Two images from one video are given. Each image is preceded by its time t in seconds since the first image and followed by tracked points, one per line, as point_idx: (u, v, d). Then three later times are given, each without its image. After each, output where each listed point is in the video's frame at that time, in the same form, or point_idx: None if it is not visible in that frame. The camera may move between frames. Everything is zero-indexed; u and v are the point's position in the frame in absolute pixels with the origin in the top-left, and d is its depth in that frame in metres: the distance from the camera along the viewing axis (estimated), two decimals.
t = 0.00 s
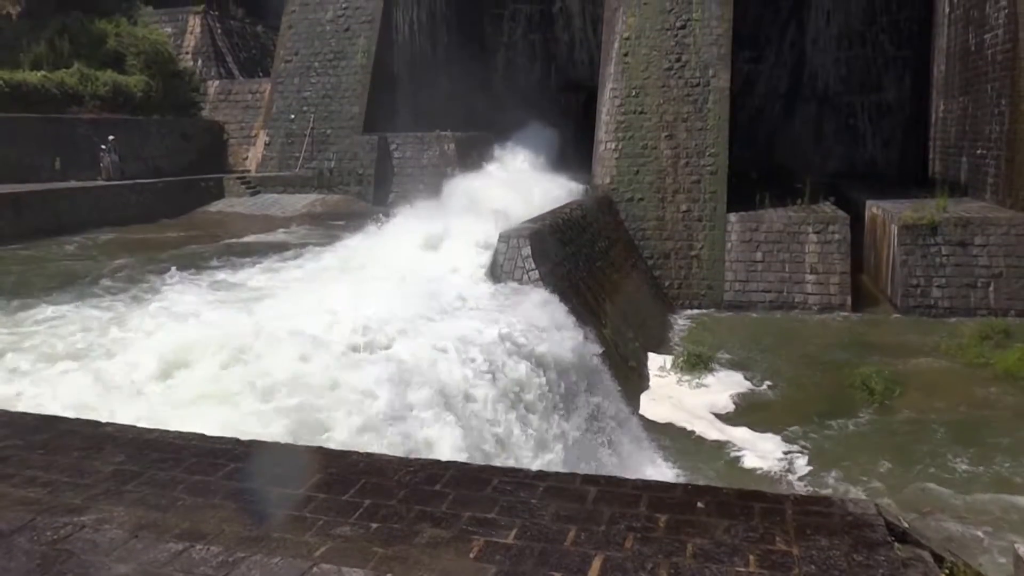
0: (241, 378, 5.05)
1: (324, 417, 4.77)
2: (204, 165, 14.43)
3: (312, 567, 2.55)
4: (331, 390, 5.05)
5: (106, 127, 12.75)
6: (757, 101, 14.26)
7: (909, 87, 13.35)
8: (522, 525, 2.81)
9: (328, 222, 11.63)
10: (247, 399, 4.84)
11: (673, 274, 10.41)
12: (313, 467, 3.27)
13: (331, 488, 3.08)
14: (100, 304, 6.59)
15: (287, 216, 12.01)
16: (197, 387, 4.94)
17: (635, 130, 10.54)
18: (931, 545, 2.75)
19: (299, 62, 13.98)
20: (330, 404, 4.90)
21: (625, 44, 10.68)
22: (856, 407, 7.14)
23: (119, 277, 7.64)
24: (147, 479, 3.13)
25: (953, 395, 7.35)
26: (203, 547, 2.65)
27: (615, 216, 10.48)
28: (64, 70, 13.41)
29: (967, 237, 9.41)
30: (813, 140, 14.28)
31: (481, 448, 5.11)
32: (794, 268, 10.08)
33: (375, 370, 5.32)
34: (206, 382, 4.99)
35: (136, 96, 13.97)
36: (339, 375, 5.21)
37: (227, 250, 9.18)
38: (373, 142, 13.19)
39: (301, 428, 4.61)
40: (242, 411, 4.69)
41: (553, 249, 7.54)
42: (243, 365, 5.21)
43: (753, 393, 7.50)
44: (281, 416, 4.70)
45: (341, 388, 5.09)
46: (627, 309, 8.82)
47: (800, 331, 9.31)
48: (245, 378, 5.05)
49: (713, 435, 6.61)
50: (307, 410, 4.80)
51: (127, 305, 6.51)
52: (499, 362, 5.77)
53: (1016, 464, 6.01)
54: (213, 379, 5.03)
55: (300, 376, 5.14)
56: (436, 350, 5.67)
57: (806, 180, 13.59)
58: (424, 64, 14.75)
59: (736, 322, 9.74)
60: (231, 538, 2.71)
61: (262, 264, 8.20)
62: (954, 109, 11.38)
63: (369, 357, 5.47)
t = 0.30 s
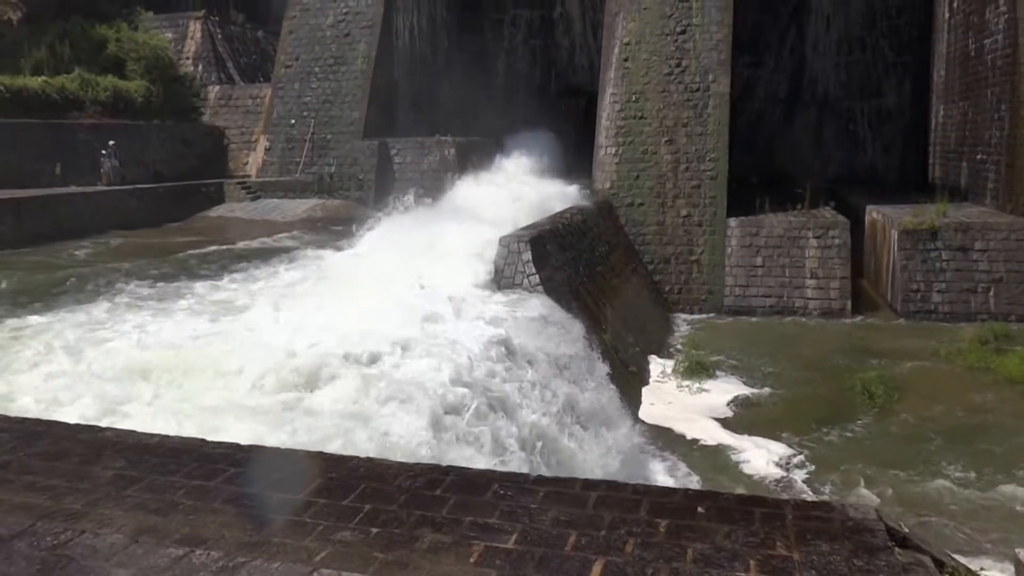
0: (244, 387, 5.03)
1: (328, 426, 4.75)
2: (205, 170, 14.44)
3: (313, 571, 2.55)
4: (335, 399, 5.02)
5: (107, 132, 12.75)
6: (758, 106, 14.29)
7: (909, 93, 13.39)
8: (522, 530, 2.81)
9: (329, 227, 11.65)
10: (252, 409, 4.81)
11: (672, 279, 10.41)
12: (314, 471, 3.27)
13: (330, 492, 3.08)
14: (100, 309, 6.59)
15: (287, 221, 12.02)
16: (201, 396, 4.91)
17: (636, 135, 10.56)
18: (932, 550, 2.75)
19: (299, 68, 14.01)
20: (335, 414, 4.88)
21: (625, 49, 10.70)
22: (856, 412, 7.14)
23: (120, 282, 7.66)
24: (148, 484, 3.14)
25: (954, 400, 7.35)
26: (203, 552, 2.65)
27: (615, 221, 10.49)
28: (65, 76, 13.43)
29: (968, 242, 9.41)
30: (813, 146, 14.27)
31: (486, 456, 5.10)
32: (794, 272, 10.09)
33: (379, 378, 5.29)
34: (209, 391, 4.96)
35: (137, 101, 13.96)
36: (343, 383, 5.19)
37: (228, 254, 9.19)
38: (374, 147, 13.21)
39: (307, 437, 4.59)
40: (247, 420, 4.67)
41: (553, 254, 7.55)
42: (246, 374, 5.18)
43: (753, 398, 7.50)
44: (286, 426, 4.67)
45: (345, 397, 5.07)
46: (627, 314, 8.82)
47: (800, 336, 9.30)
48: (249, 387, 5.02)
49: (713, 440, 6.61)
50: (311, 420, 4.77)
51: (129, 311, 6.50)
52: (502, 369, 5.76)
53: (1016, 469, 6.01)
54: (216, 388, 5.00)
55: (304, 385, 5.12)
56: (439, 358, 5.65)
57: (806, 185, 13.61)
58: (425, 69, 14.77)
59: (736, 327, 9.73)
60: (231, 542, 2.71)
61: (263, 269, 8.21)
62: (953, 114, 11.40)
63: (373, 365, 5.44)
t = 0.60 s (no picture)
0: (245, 390, 5.00)
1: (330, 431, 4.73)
2: (205, 174, 14.44)
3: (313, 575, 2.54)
4: (336, 404, 5.00)
5: (108, 135, 12.77)
6: (758, 109, 14.30)
7: (909, 96, 13.39)
8: (523, 534, 2.80)
9: (329, 230, 11.65)
10: (253, 413, 4.79)
11: (673, 282, 10.41)
12: (314, 474, 3.27)
13: (331, 496, 3.07)
14: (100, 313, 6.58)
15: (288, 224, 12.02)
16: (202, 402, 4.87)
17: (636, 139, 10.56)
18: (934, 554, 2.74)
19: (300, 71, 14.01)
20: (336, 418, 4.86)
21: (625, 53, 10.71)
22: (857, 416, 7.12)
23: (120, 285, 7.65)
24: (148, 488, 3.13)
25: (955, 403, 7.34)
26: (204, 556, 2.65)
27: (616, 224, 10.48)
28: (66, 79, 13.44)
29: (969, 246, 9.41)
30: (813, 149, 14.26)
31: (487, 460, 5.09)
32: (795, 276, 10.08)
33: (380, 383, 5.27)
34: (210, 395, 4.93)
35: (138, 104, 13.94)
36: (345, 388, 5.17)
37: (228, 258, 9.19)
38: (375, 150, 13.21)
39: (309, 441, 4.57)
40: (250, 425, 4.65)
41: (554, 258, 7.56)
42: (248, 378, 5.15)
43: (753, 402, 7.49)
44: (287, 431, 4.65)
45: (347, 401, 5.05)
46: (627, 318, 8.81)
47: (801, 340, 9.29)
48: (250, 392, 4.99)
49: (714, 444, 6.60)
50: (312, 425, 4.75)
51: (129, 314, 6.49)
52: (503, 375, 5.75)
53: (1018, 472, 6.00)
54: (218, 392, 4.98)
55: (305, 390, 5.10)
56: (439, 363, 5.64)
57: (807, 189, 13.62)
58: (427, 72, 14.77)
59: (736, 331, 9.72)
60: (231, 546, 2.71)
61: (263, 272, 8.21)
62: (954, 117, 11.40)
63: (374, 370, 5.42)
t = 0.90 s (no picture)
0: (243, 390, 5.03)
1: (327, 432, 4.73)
2: (206, 175, 14.46)
3: None
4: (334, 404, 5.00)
5: (108, 136, 12.78)
6: (758, 110, 14.32)
7: (909, 97, 13.39)
8: (523, 534, 2.80)
9: (330, 231, 11.67)
10: (251, 414, 4.78)
11: (673, 283, 10.41)
12: (316, 475, 3.27)
13: (331, 496, 3.07)
14: (100, 313, 6.58)
15: (289, 225, 12.02)
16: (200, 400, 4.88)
17: (636, 140, 10.57)
18: (934, 556, 2.74)
19: (300, 72, 14.02)
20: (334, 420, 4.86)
21: (625, 54, 10.71)
22: (857, 417, 7.13)
23: (120, 286, 7.65)
24: (148, 488, 3.13)
25: (955, 404, 7.34)
26: (204, 557, 2.65)
27: (616, 225, 10.48)
28: (66, 81, 13.44)
29: (969, 246, 9.41)
30: (813, 150, 14.28)
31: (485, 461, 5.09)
32: (795, 277, 10.07)
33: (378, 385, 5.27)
34: (207, 396, 4.92)
35: (138, 105, 13.92)
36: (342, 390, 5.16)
37: (228, 259, 9.19)
38: (375, 151, 13.22)
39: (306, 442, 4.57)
40: (247, 426, 4.64)
41: (554, 258, 7.58)
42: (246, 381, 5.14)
43: (753, 402, 7.49)
44: (284, 430, 4.66)
45: (344, 403, 5.04)
46: (626, 317, 8.81)
47: (801, 340, 9.30)
48: (247, 392, 5.00)
49: (714, 445, 6.60)
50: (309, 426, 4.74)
51: (130, 314, 6.50)
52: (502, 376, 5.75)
53: (1019, 473, 6.00)
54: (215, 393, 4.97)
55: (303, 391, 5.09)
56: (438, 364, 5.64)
57: (807, 189, 13.63)
58: (427, 73, 14.75)
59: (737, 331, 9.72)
60: (231, 546, 2.71)
61: (264, 273, 8.23)
62: (954, 118, 11.41)
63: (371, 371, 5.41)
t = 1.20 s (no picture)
0: (241, 390, 5.04)
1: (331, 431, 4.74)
2: (206, 175, 14.46)
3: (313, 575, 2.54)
4: (337, 403, 5.01)
5: (109, 136, 12.79)
6: (758, 110, 14.32)
7: (909, 97, 13.40)
8: (524, 534, 2.80)
9: (329, 230, 11.68)
10: (253, 414, 4.79)
11: (673, 283, 10.41)
12: (316, 475, 3.27)
13: (331, 496, 3.08)
14: (100, 313, 6.58)
15: (289, 225, 12.02)
16: (198, 399, 4.89)
17: (636, 140, 10.57)
18: (935, 555, 2.75)
19: (300, 72, 14.02)
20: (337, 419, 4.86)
21: (625, 54, 10.71)
22: (857, 416, 7.13)
23: (120, 285, 7.66)
24: (149, 488, 3.13)
25: (955, 404, 7.34)
26: (204, 556, 2.65)
27: (616, 224, 10.48)
28: (67, 81, 13.44)
29: (969, 246, 9.41)
30: (813, 150, 14.28)
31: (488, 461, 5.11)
32: (795, 276, 10.08)
33: (377, 386, 5.26)
34: (211, 395, 4.93)
35: (139, 105, 13.92)
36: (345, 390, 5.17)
37: (228, 258, 9.19)
38: (376, 151, 13.22)
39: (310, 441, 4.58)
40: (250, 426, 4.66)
41: (554, 257, 7.58)
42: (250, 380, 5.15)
43: (753, 402, 7.49)
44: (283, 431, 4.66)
45: (347, 403, 5.05)
46: (626, 316, 8.81)
47: (801, 340, 9.30)
48: (245, 392, 5.01)
49: (714, 444, 6.60)
50: (313, 426, 4.75)
51: (130, 314, 6.50)
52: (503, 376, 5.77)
53: (1019, 473, 6.00)
54: (219, 393, 4.98)
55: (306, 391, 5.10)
56: (440, 365, 5.65)
57: (807, 189, 13.63)
58: (428, 74, 14.73)
59: (738, 331, 9.71)
60: (231, 546, 2.71)
61: (264, 273, 8.23)
62: (954, 118, 11.41)
63: (375, 371, 5.43)
